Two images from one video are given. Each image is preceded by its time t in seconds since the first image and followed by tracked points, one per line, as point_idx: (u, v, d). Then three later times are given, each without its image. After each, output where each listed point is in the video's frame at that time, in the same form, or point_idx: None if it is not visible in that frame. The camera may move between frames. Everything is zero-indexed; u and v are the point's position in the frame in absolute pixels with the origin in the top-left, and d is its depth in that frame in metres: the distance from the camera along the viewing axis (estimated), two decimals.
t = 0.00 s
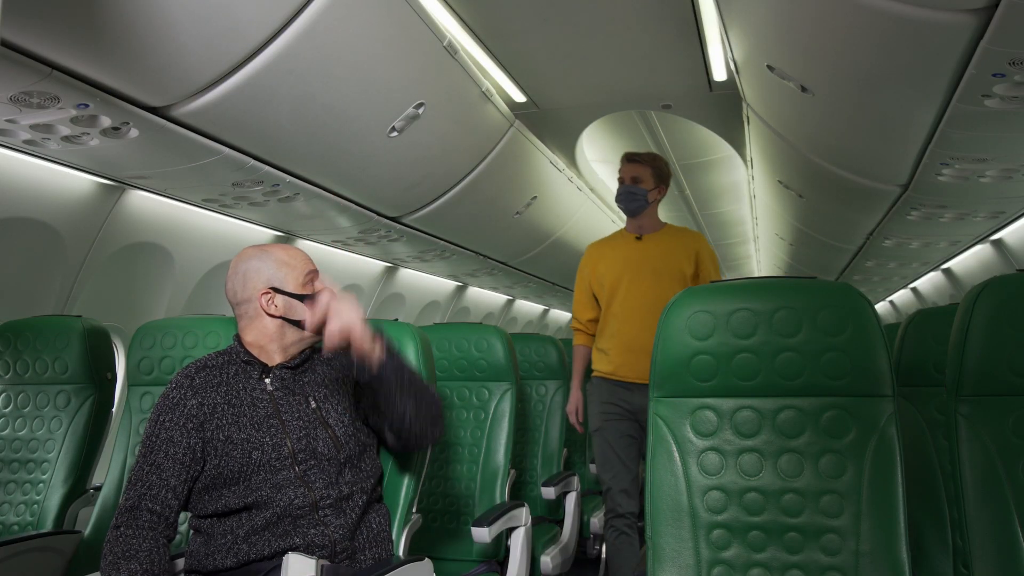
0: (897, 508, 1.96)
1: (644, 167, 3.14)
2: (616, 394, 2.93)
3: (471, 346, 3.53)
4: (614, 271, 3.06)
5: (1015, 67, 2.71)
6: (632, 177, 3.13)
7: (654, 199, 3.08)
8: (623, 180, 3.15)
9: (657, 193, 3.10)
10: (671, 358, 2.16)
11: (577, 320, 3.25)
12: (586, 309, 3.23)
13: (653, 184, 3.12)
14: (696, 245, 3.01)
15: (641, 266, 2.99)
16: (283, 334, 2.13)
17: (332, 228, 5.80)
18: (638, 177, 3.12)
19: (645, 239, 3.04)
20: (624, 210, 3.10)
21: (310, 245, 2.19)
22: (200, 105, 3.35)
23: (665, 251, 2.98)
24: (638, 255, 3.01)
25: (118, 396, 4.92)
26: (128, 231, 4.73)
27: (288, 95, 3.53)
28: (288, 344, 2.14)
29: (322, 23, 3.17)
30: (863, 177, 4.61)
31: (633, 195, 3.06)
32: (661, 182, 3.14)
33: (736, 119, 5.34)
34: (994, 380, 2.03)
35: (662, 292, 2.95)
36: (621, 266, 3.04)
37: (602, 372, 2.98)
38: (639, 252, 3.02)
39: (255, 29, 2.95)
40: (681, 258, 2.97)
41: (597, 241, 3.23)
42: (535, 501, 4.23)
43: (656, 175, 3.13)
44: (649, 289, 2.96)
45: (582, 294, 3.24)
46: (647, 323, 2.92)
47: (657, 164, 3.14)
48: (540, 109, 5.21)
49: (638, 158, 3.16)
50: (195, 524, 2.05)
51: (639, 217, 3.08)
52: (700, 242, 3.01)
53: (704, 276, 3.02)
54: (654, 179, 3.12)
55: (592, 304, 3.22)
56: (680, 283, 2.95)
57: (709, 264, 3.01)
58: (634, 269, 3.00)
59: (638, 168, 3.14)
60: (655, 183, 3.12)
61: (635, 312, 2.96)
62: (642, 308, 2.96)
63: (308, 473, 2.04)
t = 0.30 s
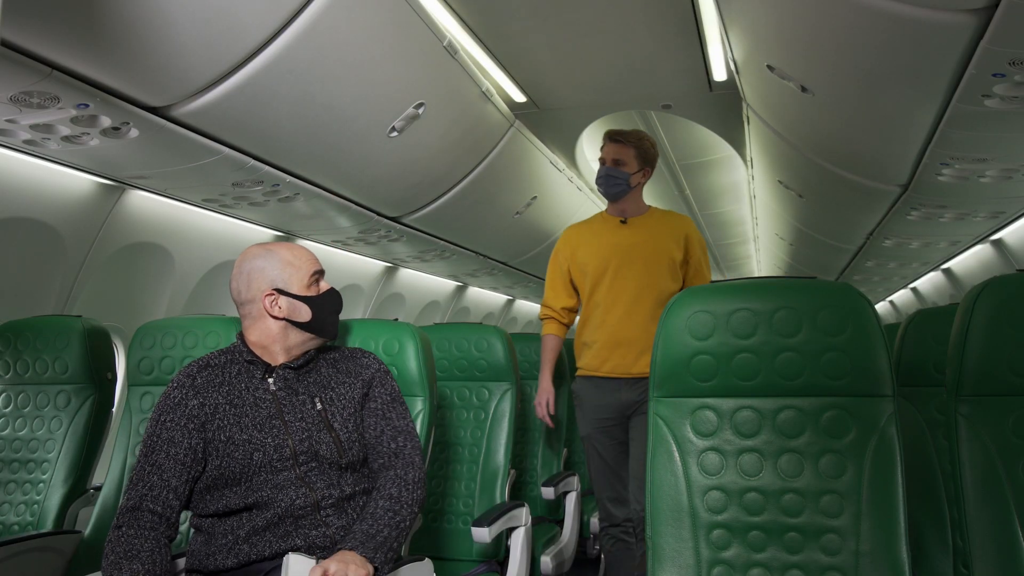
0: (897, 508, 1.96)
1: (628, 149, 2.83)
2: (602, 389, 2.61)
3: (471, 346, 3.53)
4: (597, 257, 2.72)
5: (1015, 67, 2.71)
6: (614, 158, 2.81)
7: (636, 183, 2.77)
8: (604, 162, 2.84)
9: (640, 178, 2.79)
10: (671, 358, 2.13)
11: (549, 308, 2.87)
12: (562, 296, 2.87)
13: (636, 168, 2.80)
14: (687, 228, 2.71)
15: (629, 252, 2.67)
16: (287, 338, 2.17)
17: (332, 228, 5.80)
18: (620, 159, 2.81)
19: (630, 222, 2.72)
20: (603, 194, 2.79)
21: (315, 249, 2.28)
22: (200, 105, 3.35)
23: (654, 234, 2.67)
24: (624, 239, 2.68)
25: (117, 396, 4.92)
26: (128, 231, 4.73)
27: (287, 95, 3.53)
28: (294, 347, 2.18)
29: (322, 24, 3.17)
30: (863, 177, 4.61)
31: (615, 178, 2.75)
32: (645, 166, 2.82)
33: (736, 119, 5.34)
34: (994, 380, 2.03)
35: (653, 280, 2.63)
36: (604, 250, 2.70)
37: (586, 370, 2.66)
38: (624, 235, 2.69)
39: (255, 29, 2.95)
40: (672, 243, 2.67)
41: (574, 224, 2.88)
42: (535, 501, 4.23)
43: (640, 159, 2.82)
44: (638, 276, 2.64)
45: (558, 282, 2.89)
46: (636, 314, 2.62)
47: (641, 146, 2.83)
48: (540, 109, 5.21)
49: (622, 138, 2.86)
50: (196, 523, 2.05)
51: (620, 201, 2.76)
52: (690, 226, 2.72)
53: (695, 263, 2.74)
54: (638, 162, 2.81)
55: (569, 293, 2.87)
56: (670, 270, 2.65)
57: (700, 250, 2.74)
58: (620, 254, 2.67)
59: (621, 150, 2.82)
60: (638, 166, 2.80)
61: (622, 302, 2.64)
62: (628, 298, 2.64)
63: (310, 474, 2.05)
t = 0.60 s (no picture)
0: (898, 506, 1.89)
1: (624, 139, 2.64)
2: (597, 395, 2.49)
3: (472, 346, 3.53)
4: (593, 255, 2.59)
5: (1015, 67, 2.71)
6: (611, 150, 2.64)
7: (636, 177, 2.62)
8: (599, 154, 2.67)
9: (639, 170, 2.64)
10: (671, 358, 2.06)
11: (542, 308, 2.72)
12: (558, 297, 2.72)
13: (635, 159, 2.64)
14: (688, 227, 2.59)
15: (626, 251, 2.55)
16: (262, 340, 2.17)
17: (332, 228, 5.80)
18: (617, 151, 2.63)
19: (629, 220, 2.60)
20: (602, 189, 2.65)
21: (287, 246, 2.23)
22: (199, 105, 3.34)
23: (653, 233, 2.56)
24: (621, 237, 2.57)
25: (118, 396, 4.93)
26: (128, 230, 4.73)
27: (287, 95, 3.53)
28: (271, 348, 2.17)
29: (322, 24, 3.17)
30: (863, 176, 4.60)
31: (615, 175, 2.60)
32: (645, 155, 2.67)
33: (736, 119, 5.34)
34: (994, 380, 2.01)
35: (651, 282, 2.52)
36: (600, 249, 2.58)
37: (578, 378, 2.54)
38: (621, 234, 2.58)
39: (255, 29, 2.95)
40: (672, 243, 2.55)
41: (570, 221, 2.76)
42: (535, 501, 4.22)
43: (639, 148, 2.65)
44: (635, 277, 2.52)
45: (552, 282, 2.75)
46: (633, 317, 2.49)
47: (638, 135, 2.66)
48: (539, 109, 5.21)
49: (617, 128, 2.66)
50: (193, 525, 2.05)
51: (620, 196, 2.63)
52: (692, 224, 2.60)
53: (697, 263, 2.61)
54: (637, 152, 2.65)
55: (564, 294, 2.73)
56: (670, 272, 2.53)
57: (702, 250, 2.61)
58: (617, 253, 2.55)
59: (617, 141, 2.65)
60: (637, 158, 2.64)
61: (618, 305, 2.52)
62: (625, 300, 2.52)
63: (304, 476, 2.05)
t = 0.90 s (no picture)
0: (899, 505, 1.83)
1: (632, 105, 2.44)
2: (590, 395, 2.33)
3: (472, 346, 3.53)
4: (599, 239, 2.42)
5: (1015, 67, 2.71)
6: (619, 119, 2.43)
7: (650, 146, 2.44)
8: (606, 124, 2.46)
9: (652, 136, 2.46)
10: (670, 358, 2.00)
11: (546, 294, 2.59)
12: (561, 283, 2.57)
13: (647, 125, 2.45)
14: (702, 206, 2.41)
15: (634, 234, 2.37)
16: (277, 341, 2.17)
17: (332, 228, 5.80)
18: (627, 118, 2.43)
19: (638, 199, 2.42)
20: (611, 160, 2.44)
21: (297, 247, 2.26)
22: (199, 105, 3.34)
23: (664, 214, 2.37)
24: (629, 220, 2.39)
25: (118, 396, 4.93)
26: (128, 230, 4.73)
27: (287, 95, 3.53)
28: (288, 348, 2.18)
29: (322, 24, 3.18)
30: (863, 176, 4.60)
31: (627, 147, 2.40)
32: (656, 119, 2.48)
33: (736, 119, 5.34)
34: (994, 380, 2.00)
35: (662, 269, 2.34)
36: (608, 234, 2.40)
37: (580, 373, 2.41)
38: (629, 215, 2.40)
39: (255, 29, 2.95)
40: (684, 225, 2.37)
41: (574, 197, 2.58)
42: (535, 501, 4.22)
43: (648, 113, 2.46)
44: (644, 264, 2.35)
45: (554, 265, 2.59)
46: (639, 307, 2.34)
47: (649, 99, 2.45)
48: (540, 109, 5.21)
49: (624, 92, 2.44)
50: (198, 526, 2.07)
51: (631, 169, 2.44)
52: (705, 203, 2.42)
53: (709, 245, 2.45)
54: (647, 118, 2.45)
55: (566, 279, 2.58)
56: (681, 257, 2.36)
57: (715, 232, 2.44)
58: (625, 237, 2.38)
59: (626, 108, 2.44)
60: (649, 124, 2.45)
61: (625, 294, 2.35)
62: (633, 288, 2.35)
63: (306, 478, 2.05)
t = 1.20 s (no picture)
0: (898, 504, 1.80)
1: (615, 89, 2.15)
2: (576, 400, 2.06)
3: (471, 346, 3.53)
4: (586, 233, 2.15)
5: (1015, 67, 2.71)
6: (602, 106, 2.15)
7: (636, 133, 2.16)
8: (587, 109, 2.17)
9: (639, 123, 2.17)
10: (670, 358, 1.95)
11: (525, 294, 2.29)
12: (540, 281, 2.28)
13: (633, 111, 2.16)
14: (697, 195, 2.18)
15: (626, 227, 2.12)
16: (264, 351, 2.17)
17: (332, 228, 5.81)
18: (610, 105, 2.14)
19: (629, 188, 2.16)
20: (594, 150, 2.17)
21: (292, 258, 2.23)
22: (199, 105, 3.34)
23: (658, 205, 2.13)
24: (621, 211, 2.14)
25: (118, 396, 4.93)
26: (128, 230, 4.73)
27: (287, 95, 3.53)
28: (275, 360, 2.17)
29: (322, 24, 3.18)
30: (863, 176, 4.60)
31: (610, 138, 2.13)
32: (644, 102, 2.19)
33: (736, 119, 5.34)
34: (994, 380, 2.00)
35: (659, 265, 2.10)
36: (597, 228, 2.14)
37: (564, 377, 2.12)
38: (619, 206, 2.15)
39: (254, 29, 2.95)
40: (681, 215, 2.13)
41: (554, 186, 2.29)
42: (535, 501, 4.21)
43: (635, 97, 2.16)
44: (637, 260, 2.10)
45: (534, 260, 2.29)
46: (632, 308, 2.08)
47: (635, 80, 2.15)
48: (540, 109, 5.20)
49: (606, 75, 2.14)
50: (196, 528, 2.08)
51: (618, 158, 2.17)
52: (700, 191, 2.19)
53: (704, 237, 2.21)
54: (634, 102, 2.16)
55: (548, 276, 2.28)
56: (678, 252, 2.11)
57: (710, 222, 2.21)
58: (617, 231, 2.12)
59: (608, 93, 2.14)
60: (635, 110, 2.16)
61: (617, 293, 2.09)
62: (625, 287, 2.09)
63: (301, 481, 2.05)
